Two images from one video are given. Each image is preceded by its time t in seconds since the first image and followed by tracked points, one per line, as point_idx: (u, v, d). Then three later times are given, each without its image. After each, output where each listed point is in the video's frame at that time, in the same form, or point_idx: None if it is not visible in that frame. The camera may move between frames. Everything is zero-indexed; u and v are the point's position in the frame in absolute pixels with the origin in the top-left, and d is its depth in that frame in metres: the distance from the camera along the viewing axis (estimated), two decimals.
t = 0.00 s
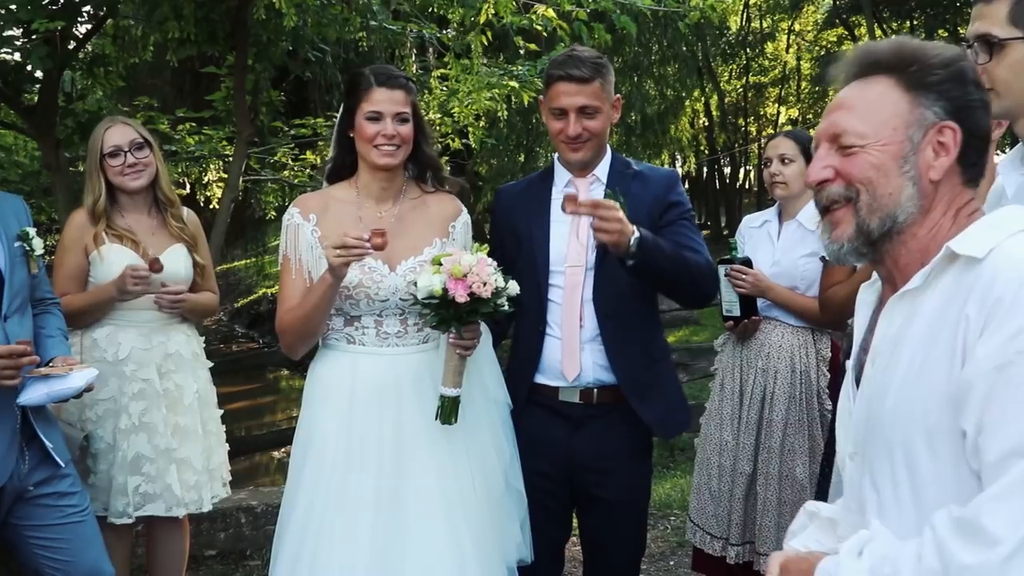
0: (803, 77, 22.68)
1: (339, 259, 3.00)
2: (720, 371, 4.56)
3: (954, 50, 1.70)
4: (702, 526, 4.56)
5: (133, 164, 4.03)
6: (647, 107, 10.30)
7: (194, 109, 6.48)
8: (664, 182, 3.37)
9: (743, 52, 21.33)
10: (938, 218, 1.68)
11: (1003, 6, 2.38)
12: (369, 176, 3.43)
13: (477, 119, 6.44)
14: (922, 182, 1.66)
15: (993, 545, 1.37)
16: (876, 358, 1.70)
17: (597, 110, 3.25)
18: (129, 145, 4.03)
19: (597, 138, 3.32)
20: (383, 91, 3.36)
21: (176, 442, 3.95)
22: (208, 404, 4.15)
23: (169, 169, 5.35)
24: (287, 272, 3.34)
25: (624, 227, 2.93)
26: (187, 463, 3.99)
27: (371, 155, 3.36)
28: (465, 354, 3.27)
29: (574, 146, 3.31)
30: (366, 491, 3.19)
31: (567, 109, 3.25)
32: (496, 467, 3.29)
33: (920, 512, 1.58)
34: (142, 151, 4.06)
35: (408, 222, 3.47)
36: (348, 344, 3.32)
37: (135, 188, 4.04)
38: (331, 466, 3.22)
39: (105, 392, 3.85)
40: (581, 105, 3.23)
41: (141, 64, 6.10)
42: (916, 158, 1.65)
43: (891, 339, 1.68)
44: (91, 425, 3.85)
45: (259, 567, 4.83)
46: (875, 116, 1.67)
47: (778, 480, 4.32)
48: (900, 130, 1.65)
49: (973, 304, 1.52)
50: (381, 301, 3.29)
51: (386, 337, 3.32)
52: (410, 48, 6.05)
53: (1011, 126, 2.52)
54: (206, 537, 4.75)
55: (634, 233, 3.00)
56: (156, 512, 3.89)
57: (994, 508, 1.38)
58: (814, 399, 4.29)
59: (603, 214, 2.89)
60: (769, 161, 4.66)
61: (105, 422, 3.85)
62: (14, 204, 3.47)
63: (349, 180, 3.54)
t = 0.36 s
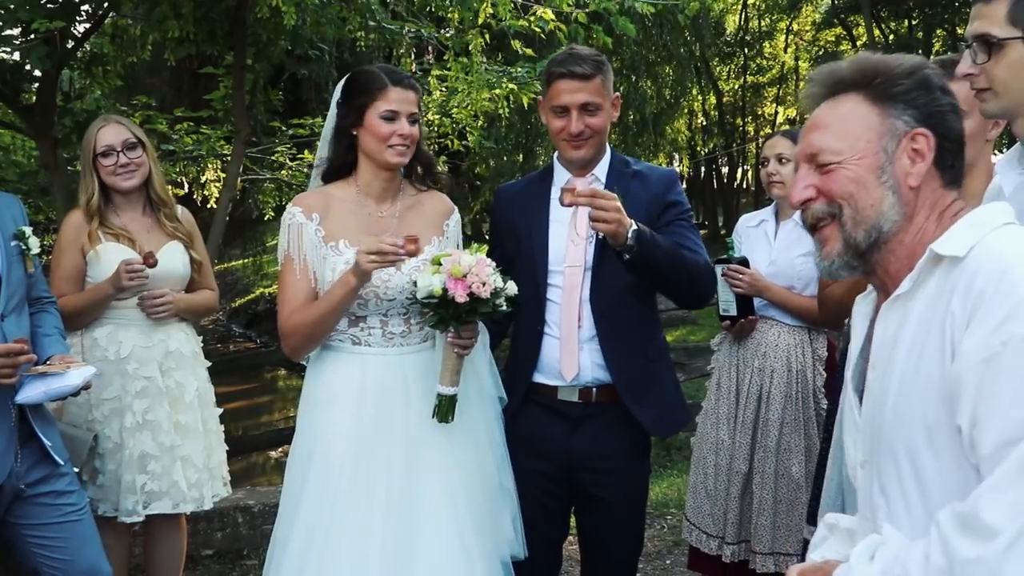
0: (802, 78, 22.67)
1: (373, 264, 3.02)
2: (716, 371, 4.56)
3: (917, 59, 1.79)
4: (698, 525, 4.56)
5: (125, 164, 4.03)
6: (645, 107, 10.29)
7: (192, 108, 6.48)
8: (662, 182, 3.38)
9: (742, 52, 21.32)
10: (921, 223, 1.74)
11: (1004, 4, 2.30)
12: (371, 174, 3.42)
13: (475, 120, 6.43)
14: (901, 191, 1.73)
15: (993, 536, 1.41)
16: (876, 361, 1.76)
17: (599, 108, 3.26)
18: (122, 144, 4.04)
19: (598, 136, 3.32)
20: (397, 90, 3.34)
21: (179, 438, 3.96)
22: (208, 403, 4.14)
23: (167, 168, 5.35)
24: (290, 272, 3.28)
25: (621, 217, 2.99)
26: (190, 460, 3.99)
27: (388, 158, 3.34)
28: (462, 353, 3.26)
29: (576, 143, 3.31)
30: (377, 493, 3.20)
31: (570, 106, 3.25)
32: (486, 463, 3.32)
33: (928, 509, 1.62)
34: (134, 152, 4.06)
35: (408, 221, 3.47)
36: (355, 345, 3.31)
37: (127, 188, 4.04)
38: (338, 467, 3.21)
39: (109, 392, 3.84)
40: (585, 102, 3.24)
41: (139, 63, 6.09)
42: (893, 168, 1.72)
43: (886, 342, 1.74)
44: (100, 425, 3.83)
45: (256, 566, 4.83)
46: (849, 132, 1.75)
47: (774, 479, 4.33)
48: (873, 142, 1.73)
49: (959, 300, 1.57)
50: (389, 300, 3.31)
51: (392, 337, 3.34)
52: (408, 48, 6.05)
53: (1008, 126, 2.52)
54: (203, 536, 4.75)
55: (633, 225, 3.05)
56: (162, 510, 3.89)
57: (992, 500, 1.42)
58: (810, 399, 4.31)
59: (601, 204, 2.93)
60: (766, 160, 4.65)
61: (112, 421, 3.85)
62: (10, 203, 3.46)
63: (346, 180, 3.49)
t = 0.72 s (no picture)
0: (799, 77, 22.70)
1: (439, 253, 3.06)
2: (712, 370, 4.56)
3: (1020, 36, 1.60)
4: (693, 524, 4.56)
5: (116, 164, 4.02)
6: (641, 107, 10.31)
7: (189, 108, 6.49)
8: (660, 188, 3.39)
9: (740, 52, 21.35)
10: (974, 223, 1.63)
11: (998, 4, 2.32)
12: (376, 168, 3.40)
13: (472, 121, 6.45)
14: (955, 186, 1.61)
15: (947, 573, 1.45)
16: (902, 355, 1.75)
17: (599, 97, 3.30)
18: (114, 145, 4.03)
19: (600, 127, 3.33)
20: (410, 91, 3.35)
21: (172, 440, 3.96)
22: (204, 403, 4.15)
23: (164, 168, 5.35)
24: (314, 269, 3.19)
25: (622, 273, 3.07)
26: (184, 461, 4.00)
27: (399, 158, 3.35)
28: (460, 354, 3.32)
29: (578, 133, 3.30)
30: (392, 495, 3.23)
31: (571, 95, 3.28)
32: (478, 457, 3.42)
33: (913, 522, 1.65)
34: (126, 153, 4.04)
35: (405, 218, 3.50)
36: (368, 346, 3.32)
37: (117, 189, 4.04)
38: (353, 470, 3.21)
39: (101, 391, 3.85)
40: (586, 90, 3.28)
41: (136, 63, 6.10)
42: (950, 160, 1.60)
43: (911, 343, 1.73)
44: (91, 426, 3.85)
45: (253, 565, 4.84)
46: (915, 111, 1.62)
47: (770, 478, 4.34)
48: (936, 128, 1.60)
49: (970, 322, 1.55)
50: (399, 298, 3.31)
51: (401, 336, 3.36)
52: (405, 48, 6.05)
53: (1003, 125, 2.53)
54: (200, 536, 4.76)
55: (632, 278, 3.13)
56: (154, 511, 3.90)
57: (952, 539, 1.46)
58: (805, 398, 4.33)
59: (599, 262, 3.04)
60: (761, 160, 4.67)
61: (103, 422, 3.86)
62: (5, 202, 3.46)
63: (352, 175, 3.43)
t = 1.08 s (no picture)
0: (797, 77, 22.73)
1: (477, 251, 3.10)
2: (707, 370, 4.57)
3: None
4: (688, 525, 4.57)
5: (116, 166, 4.02)
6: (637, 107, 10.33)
7: (186, 108, 6.49)
8: (654, 191, 3.40)
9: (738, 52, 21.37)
10: (991, 242, 1.61)
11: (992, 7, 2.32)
12: (378, 172, 3.36)
13: (468, 122, 6.46)
14: (970, 208, 1.57)
15: None
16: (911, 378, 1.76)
17: (591, 95, 3.30)
18: (116, 147, 4.03)
19: (591, 126, 3.34)
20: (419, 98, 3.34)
21: (166, 441, 3.97)
22: (198, 403, 4.15)
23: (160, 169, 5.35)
24: (342, 267, 3.14)
25: (624, 304, 3.13)
26: (177, 462, 4.00)
27: (404, 164, 3.33)
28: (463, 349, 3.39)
29: (569, 131, 3.32)
30: (407, 495, 3.22)
31: (563, 94, 3.28)
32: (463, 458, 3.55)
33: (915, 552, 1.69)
34: (127, 155, 4.05)
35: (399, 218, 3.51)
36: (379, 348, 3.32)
37: (118, 190, 4.04)
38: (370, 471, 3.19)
39: (94, 392, 3.86)
40: (578, 88, 3.29)
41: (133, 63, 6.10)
42: (967, 180, 1.55)
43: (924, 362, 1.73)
44: (83, 426, 3.85)
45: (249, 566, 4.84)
46: (932, 125, 1.56)
47: (764, 479, 4.34)
48: (953, 146, 1.55)
49: (966, 359, 1.55)
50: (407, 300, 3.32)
51: (404, 338, 3.39)
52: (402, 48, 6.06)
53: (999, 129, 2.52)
54: (195, 536, 4.77)
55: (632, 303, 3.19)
56: (148, 512, 3.90)
57: None
58: (799, 399, 4.34)
59: (604, 293, 3.10)
60: (753, 161, 4.65)
61: (95, 422, 3.86)
62: None
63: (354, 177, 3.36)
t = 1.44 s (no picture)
0: (793, 79, 22.76)
1: (483, 255, 3.12)
2: (703, 372, 4.58)
3: None
4: (685, 526, 4.57)
5: (119, 168, 4.02)
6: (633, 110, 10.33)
7: (183, 110, 6.49)
8: (648, 193, 3.38)
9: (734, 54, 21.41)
10: None
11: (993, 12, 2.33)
12: (382, 175, 3.37)
13: (464, 123, 6.47)
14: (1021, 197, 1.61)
15: None
16: (928, 361, 1.78)
17: (570, 107, 3.27)
18: (118, 149, 4.03)
19: (575, 135, 3.32)
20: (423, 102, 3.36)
21: (163, 444, 3.97)
22: (197, 405, 4.15)
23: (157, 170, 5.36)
24: (348, 269, 3.13)
25: (609, 291, 3.13)
26: (174, 464, 4.00)
27: (406, 167, 3.34)
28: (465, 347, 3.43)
29: (551, 143, 3.32)
30: (409, 493, 3.25)
31: (542, 108, 3.28)
32: (454, 458, 3.58)
33: (941, 529, 1.68)
34: (130, 157, 4.05)
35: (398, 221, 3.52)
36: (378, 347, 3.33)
37: (119, 193, 4.03)
38: (369, 472, 3.19)
39: (92, 394, 3.85)
40: (556, 102, 3.26)
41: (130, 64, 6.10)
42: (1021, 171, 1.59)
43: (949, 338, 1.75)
44: (81, 428, 3.84)
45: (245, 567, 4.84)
46: (990, 114, 1.59)
47: (761, 480, 4.35)
48: (1012, 136, 1.58)
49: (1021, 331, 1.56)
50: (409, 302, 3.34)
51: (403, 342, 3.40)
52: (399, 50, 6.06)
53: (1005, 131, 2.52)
54: (192, 538, 4.77)
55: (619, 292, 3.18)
56: (142, 514, 3.90)
57: (997, 548, 1.48)
58: (796, 401, 4.34)
59: (587, 279, 3.10)
60: (752, 164, 4.66)
61: (94, 424, 3.85)
62: None
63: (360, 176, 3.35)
